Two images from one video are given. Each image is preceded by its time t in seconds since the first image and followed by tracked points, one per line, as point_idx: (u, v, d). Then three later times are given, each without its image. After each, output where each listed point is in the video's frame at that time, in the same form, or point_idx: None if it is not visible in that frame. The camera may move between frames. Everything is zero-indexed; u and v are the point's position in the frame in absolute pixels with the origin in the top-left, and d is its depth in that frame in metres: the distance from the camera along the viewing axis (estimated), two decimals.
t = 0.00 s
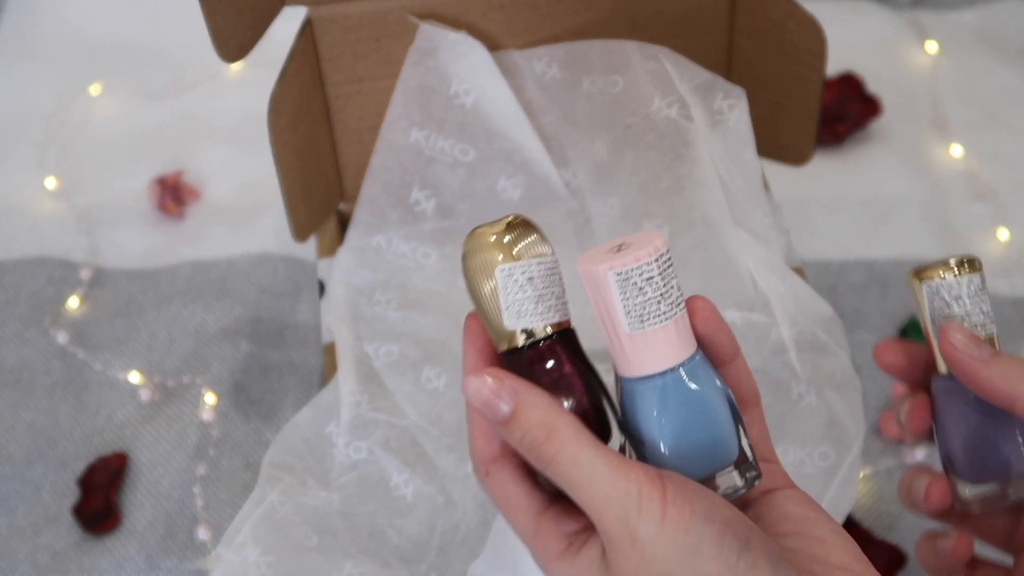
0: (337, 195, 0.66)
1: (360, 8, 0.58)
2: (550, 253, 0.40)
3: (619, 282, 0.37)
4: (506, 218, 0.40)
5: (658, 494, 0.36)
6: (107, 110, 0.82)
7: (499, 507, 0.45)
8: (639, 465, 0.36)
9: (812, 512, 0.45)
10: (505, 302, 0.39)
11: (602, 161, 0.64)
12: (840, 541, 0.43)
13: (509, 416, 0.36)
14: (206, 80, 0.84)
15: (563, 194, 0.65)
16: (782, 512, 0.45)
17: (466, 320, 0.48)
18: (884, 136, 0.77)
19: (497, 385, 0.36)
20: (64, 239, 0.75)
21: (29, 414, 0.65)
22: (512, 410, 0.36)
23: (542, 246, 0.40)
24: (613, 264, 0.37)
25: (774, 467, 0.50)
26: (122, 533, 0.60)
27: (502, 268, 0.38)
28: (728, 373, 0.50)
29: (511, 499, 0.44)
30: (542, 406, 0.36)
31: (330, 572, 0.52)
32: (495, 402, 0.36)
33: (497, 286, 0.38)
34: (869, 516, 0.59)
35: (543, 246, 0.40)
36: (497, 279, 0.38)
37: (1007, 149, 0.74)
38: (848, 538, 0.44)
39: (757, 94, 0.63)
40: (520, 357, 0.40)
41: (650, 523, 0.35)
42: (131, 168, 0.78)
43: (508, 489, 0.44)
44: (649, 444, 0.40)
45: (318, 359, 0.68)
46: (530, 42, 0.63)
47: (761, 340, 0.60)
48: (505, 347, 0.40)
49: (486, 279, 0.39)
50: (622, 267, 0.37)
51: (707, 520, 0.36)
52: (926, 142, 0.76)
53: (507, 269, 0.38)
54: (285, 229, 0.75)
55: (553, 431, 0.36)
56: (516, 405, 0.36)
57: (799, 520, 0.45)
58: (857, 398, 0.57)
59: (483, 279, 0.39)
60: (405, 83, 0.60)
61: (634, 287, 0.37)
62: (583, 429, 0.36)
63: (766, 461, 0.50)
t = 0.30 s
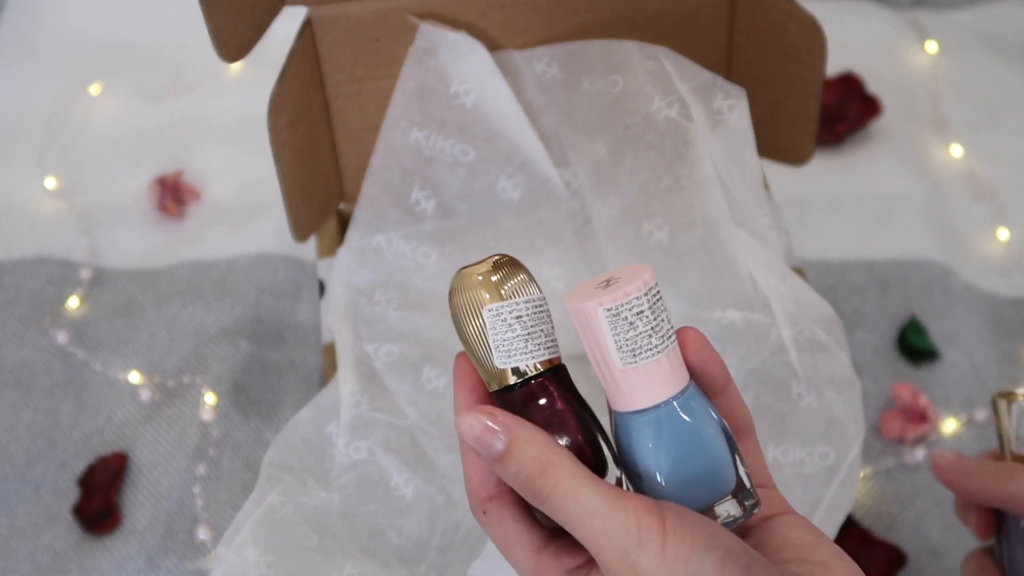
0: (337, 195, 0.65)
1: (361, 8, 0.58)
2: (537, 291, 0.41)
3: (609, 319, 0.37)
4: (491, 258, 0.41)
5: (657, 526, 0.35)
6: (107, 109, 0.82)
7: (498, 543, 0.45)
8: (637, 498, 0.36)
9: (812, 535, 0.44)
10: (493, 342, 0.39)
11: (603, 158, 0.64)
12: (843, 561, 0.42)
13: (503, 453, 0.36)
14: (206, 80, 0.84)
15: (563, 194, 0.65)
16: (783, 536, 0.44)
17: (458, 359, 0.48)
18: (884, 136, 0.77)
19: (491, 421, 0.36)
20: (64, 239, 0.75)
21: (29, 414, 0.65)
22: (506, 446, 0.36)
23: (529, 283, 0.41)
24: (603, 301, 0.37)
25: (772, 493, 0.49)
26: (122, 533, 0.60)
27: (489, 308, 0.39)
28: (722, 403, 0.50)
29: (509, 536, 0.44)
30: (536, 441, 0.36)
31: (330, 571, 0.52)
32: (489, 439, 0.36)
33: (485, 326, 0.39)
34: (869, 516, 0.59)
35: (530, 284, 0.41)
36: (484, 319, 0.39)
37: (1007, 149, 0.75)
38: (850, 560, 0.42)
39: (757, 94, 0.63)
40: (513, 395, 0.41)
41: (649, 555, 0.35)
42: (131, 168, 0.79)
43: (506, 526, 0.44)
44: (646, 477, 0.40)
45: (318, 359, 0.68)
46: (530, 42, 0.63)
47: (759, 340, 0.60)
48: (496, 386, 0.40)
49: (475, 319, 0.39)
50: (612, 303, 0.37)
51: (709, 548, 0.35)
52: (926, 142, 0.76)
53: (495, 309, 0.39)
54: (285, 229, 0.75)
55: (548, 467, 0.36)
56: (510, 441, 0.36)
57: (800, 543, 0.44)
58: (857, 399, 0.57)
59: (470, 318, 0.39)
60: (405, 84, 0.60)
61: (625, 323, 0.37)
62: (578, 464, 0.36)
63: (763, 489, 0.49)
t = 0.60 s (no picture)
0: (337, 195, 0.65)
1: (361, 8, 0.58)
2: (609, 280, 0.40)
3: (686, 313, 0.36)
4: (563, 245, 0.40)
5: (716, 526, 0.35)
6: (107, 109, 0.82)
7: (548, 535, 0.45)
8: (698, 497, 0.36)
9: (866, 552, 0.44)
10: (563, 328, 0.39)
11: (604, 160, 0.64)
12: None
13: (567, 439, 0.36)
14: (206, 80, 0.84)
15: (563, 195, 0.65)
16: (838, 552, 0.43)
17: (522, 345, 0.50)
18: (884, 135, 0.77)
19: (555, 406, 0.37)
20: (63, 239, 0.75)
21: (30, 414, 0.65)
22: (569, 432, 0.36)
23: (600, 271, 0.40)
24: (680, 294, 0.36)
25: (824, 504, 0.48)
26: (122, 533, 0.60)
27: (560, 294, 0.38)
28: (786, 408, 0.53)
29: (559, 525, 0.44)
30: (599, 430, 0.36)
31: (330, 572, 0.52)
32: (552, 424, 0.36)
33: (555, 312, 0.39)
34: (869, 516, 0.60)
35: (602, 272, 0.40)
36: (555, 306, 0.38)
37: (1007, 150, 0.75)
38: None
39: (757, 93, 0.63)
40: (573, 383, 0.40)
41: (708, 553, 0.35)
42: (131, 168, 0.79)
43: (558, 515, 0.44)
44: (708, 477, 0.40)
45: (318, 359, 0.68)
46: (531, 42, 0.63)
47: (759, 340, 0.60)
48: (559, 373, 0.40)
49: (546, 305, 0.39)
50: (690, 298, 0.36)
51: (768, 553, 0.35)
52: (926, 142, 0.76)
53: (566, 295, 0.38)
54: (285, 229, 0.75)
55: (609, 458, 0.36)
56: (574, 428, 0.36)
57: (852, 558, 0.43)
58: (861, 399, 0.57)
59: (541, 306, 0.39)
60: (404, 84, 0.60)
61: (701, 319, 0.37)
62: (640, 457, 0.36)
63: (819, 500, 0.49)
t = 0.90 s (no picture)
0: (337, 194, 0.66)
1: (361, 8, 0.57)
2: (644, 284, 0.36)
3: (722, 325, 0.33)
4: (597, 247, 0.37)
5: (750, 536, 0.33)
6: (107, 109, 0.82)
7: (576, 539, 0.42)
8: (731, 507, 0.34)
9: (895, 562, 0.42)
10: (595, 336, 0.35)
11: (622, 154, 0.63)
12: None
13: (597, 449, 0.34)
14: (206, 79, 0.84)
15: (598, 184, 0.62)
16: (869, 563, 0.42)
17: (551, 349, 0.46)
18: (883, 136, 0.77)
19: (586, 414, 0.34)
20: (63, 239, 0.75)
21: (29, 414, 0.65)
22: (601, 442, 0.34)
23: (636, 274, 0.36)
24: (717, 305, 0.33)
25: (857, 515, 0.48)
26: (122, 533, 0.59)
27: (593, 299, 0.35)
28: (820, 420, 0.48)
29: (587, 533, 0.42)
30: (632, 439, 0.34)
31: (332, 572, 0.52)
32: (581, 434, 0.34)
33: (588, 318, 0.35)
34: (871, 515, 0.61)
35: (637, 275, 0.36)
36: (588, 310, 0.35)
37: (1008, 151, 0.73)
38: None
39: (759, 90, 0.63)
40: (604, 390, 0.37)
41: (741, 566, 0.33)
42: (131, 169, 0.79)
43: (586, 521, 0.42)
44: (739, 488, 0.37)
45: (318, 360, 0.70)
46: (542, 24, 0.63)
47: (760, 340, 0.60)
48: (592, 378, 0.36)
49: (577, 309, 0.35)
50: (728, 308, 0.33)
51: (802, 565, 0.33)
52: (926, 143, 0.76)
53: (601, 301, 0.35)
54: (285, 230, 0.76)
55: (641, 468, 0.34)
56: (605, 437, 0.34)
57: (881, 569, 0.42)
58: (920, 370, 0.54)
59: (573, 310, 0.35)
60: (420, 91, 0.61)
61: (738, 331, 0.33)
62: (673, 466, 0.34)
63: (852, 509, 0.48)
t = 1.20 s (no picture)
0: (337, 195, 0.63)
1: (362, 7, 0.56)
2: (625, 268, 0.36)
3: (699, 307, 0.33)
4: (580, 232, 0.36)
5: (732, 514, 0.33)
6: (107, 109, 0.83)
7: (566, 521, 0.42)
8: (713, 485, 0.34)
9: (884, 535, 0.41)
10: (576, 320, 0.35)
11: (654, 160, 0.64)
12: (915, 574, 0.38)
13: (580, 432, 0.33)
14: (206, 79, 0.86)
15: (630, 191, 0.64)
16: (854, 536, 0.41)
17: (539, 335, 0.43)
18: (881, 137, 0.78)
19: (569, 399, 0.34)
20: (64, 239, 0.75)
21: (29, 414, 0.65)
22: (584, 425, 0.33)
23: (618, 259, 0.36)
24: (694, 288, 0.32)
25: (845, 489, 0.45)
26: (122, 533, 0.59)
27: (575, 284, 0.34)
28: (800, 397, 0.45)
29: (577, 515, 0.41)
30: (615, 422, 0.33)
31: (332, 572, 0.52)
32: (565, 418, 0.33)
33: (569, 303, 0.34)
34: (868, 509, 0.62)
35: (619, 260, 0.36)
36: (570, 295, 0.34)
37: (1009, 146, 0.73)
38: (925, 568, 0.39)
39: (757, 93, 0.62)
40: (590, 375, 0.36)
41: (723, 543, 0.33)
42: (132, 170, 0.79)
43: (575, 505, 0.41)
44: (720, 465, 0.36)
45: (319, 359, 0.68)
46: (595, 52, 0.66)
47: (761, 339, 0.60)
48: (578, 364, 0.36)
49: (558, 293, 0.35)
50: (704, 290, 0.32)
51: (784, 541, 0.33)
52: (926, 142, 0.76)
53: (582, 286, 0.34)
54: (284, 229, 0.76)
55: (624, 450, 0.33)
56: (589, 420, 0.33)
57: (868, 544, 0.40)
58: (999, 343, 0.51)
59: (554, 295, 0.35)
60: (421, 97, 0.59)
61: (715, 312, 0.33)
62: (656, 447, 0.33)
63: (835, 481, 0.45)
